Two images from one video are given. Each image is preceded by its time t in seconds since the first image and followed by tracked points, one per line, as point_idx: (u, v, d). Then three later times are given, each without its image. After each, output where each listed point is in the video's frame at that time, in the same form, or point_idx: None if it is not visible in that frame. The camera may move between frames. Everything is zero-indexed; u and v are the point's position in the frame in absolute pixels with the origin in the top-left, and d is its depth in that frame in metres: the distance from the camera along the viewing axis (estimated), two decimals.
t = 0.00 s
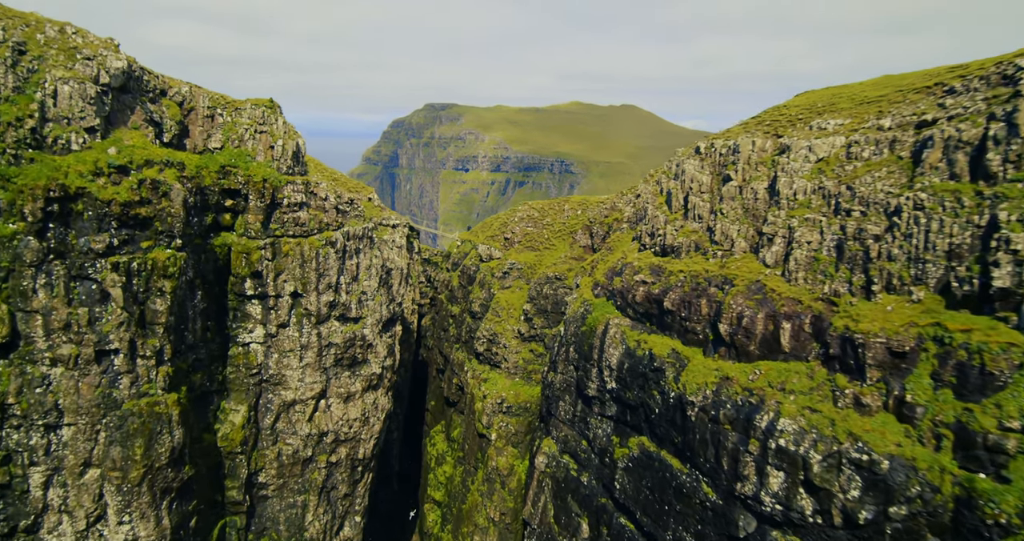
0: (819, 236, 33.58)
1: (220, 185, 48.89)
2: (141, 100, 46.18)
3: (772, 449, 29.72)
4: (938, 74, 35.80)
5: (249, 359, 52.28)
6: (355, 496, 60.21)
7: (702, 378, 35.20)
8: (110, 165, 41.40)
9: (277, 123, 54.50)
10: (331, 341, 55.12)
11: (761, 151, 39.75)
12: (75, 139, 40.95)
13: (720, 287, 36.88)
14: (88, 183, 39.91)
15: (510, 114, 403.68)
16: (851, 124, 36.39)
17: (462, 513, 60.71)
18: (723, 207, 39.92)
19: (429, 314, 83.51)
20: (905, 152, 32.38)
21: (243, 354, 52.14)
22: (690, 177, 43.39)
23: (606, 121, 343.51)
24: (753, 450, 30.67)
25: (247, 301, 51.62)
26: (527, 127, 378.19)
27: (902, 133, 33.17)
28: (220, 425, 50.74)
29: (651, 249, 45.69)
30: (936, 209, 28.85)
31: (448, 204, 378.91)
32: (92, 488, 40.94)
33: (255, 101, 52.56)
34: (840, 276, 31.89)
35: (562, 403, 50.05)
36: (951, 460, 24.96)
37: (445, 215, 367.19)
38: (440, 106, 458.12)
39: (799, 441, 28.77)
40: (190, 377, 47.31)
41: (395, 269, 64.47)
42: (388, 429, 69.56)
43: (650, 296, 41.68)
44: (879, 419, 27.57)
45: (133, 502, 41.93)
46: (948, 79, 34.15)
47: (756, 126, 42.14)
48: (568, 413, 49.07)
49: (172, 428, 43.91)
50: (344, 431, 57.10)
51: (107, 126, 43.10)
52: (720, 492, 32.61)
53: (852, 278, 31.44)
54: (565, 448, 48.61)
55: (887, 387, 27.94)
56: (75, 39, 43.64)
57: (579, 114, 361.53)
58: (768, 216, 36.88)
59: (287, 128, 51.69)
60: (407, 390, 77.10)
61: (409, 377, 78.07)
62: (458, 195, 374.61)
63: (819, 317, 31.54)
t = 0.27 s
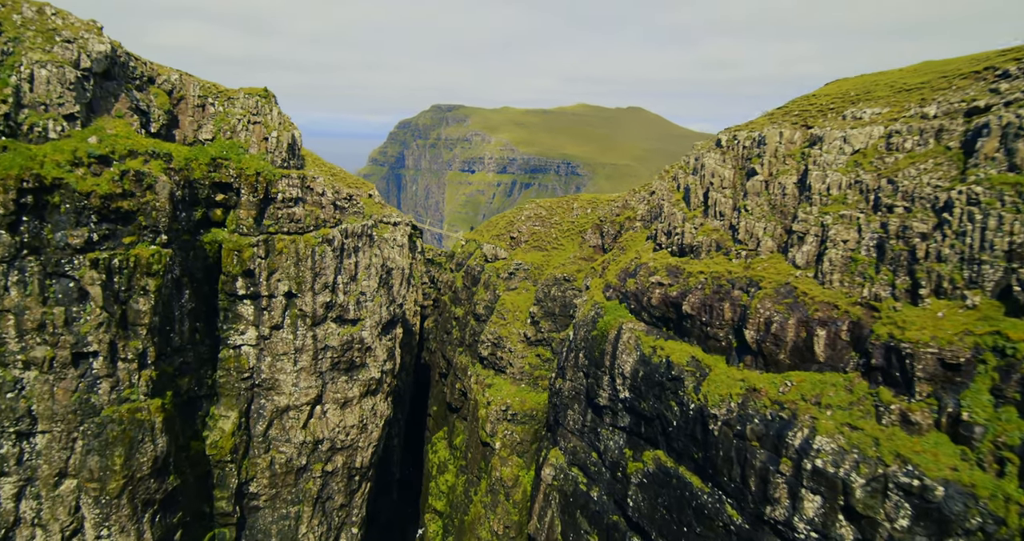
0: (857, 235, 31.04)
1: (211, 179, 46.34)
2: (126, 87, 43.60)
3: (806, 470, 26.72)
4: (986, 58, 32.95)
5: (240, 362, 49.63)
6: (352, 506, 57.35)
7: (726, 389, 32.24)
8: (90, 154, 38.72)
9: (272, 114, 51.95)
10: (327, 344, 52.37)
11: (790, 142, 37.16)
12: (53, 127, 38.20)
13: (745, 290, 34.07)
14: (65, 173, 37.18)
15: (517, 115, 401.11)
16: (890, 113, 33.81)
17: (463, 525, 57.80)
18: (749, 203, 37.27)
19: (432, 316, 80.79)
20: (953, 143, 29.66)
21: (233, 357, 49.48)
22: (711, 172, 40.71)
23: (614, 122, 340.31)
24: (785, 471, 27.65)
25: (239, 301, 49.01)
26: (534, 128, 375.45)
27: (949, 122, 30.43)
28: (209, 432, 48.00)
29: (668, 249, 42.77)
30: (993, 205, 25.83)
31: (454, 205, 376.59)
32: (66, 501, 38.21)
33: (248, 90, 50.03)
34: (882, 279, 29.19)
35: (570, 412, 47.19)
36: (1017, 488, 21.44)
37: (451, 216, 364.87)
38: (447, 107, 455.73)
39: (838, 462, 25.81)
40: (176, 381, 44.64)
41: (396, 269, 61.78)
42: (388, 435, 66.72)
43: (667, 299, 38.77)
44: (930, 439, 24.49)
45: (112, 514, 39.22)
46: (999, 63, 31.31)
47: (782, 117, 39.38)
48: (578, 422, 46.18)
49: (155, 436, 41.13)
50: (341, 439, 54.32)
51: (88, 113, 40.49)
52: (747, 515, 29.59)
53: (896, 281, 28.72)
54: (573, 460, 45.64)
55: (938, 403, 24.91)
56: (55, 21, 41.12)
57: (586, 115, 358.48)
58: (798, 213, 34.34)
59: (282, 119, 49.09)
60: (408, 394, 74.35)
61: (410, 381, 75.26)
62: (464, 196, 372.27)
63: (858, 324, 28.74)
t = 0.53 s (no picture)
0: (901, 232, 28.46)
1: (199, 171, 43.73)
2: (108, 72, 40.95)
3: (849, 496, 23.87)
4: None
5: (230, 366, 46.94)
6: (348, 517, 54.47)
7: (753, 402, 29.40)
8: (66, 143, 36.01)
9: (264, 104, 49.36)
10: (322, 347, 49.60)
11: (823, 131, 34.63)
12: (26, 112, 35.32)
13: (774, 291, 31.34)
14: (38, 162, 34.43)
15: (523, 116, 398.52)
16: (935, 99, 31.04)
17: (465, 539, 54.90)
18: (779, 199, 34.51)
19: (434, 318, 78.05)
20: (1010, 131, 26.88)
21: (222, 360, 46.78)
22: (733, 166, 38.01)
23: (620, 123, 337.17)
24: (824, 496, 24.77)
25: (228, 301, 46.37)
26: (540, 128, 372.71)
27: (1005, 107, 27.68)
28: (196, 440, 45.27)
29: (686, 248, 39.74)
30: None
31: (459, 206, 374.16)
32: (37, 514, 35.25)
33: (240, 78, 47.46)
34: (931, 282, 26.55)
35: (579, 421, 44.32)
36: None
37: (456, 216, 362.37)
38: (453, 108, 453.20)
39: (886, 488, 22.95)
40: (160, 386, 41.98)
41: (396, 269, 59.06)
42: (387, 442, 63.84)
43: (685, 302, 35.85)
44: (994, 465, 21.52)
45: (88, 529, 36.48)
46: None
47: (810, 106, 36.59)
48: (587, 433, 43.30)
49: (135, 445, 38.42)
50: (336, 447, 51.53)
51: (66, 99, 37.86)
52: None
53: (947, 284, 26.05)
54: (582, 473, 42.69)
55: (1003, 423, 21.93)
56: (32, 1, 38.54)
57: (593, 116, 355.34)
58: (833, 208, 31.71)
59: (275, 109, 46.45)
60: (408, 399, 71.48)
61: (411, 385, 72.38)
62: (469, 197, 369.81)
63: (904, 332, 26.09)
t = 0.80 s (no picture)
0: (953, 228, 25.72)
1: (184, 161, 41.10)
2: (87, 56, 38.26)
3: (902, 528, 20.99)
4: None
5: (217, 370, 44.23)
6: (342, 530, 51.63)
7: (784, 416, 26.57)
8: (36, 128, 33.15)
9: (255, 92, 46.77)
10: (315, 351, 46.84)
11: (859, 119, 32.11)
12: None
13: (807, 293, 28.70)
14: (6, 148, 31.53)
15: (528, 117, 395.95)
16: (986, 82, 28.40)
17: None
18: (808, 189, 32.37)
19: (436, 320, 75.30)
20: None
21: (208, 363, 44.09)
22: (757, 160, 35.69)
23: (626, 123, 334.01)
24: (872, 527, 21.92)
25: (215, 301, 43.70)
26: (545, 129, 369.93)
27: None
28: (180, 449, 42.53)
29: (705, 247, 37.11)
30: None
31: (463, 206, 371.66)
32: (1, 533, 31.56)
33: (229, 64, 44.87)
34: (993, 285, 23.59)
35: (588, 432, 41.46)
36: None
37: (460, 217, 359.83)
38: (457, 108, 450.84)
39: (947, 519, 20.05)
40: (140, 390, 39.25)
41: (395, 268, 56.35)
42: (385, 448, 61.02)
43: (706, 305, 33.10)
44: None
45: None
46: None
47: (844, 93, 34.16)
48: (596, 444, 40.42)
49: (110, 455, 35.54)
50: (330, 456, 48.70)
51: (39, 82, 34.96)
52: None
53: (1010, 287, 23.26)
54: (591, 488, 39.77)
55: None
56: None
57: (598, 116, 352.36)
58: (873, 202, 29.22)
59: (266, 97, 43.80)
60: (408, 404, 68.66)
61: (411, 389, 69.55)
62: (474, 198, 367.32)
63: (959, 340, 23.19)
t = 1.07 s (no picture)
0: (1010, 223, 23.12)
1: (168, 153, 38.81)
2: (64, 39, 35.55)
3: None
4: None
5: (203, 374, 41.85)
6: None
7: (818, 430, 24.09)
8: (7, 113, 30.83)
9: (245, 80, 44.55)
10: (308, 354, 44.46)
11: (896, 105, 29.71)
12: None
13: (840, 294, 26.29)
14: None
15: (532, 117, 393.80)
16: None
17: None
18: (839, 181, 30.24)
19: (437, 321, 72.93)
20: None
21: (195, 367, 41.77)
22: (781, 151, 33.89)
23: (631, 124, 331.35)
24: None
25: (202, 301, 41.33)
26: (549, 129, 367.63)
27: None
28: (164, 457, 40.14)
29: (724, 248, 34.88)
30: None
31: (467, 207, 369.62)
32: None
33: (218, 50, 42.62)
34: None
35: (597, 441, 38.97)
36: None
37: (464, 218, 357.80)
38: (461, 109, 449.21)
39: None
40: (120, 396, 36.82)
41: (394, 267, 54.00)
42: (383, 455, 58.56)
43: (727, 307, 30.79)
44: None
45: None
46: None
47: (877, 77, 31.60)
48: (606, 455, 37.93)
49: (85, 465, 32.77)
50: (324, 465, 46.21)
51: (11, 65, 31.98)
52: None
53: None
54: (599, 502, 37.21)
55: None
56: None
57: (603, 117, 349.81)
58: (914, 194, 26.92)
59: (257, 85, 41.46)
60: (407, 408, 66.25)
61: (411, 393, 67.16)
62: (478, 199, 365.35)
63: (1020, 348, 20.69)
